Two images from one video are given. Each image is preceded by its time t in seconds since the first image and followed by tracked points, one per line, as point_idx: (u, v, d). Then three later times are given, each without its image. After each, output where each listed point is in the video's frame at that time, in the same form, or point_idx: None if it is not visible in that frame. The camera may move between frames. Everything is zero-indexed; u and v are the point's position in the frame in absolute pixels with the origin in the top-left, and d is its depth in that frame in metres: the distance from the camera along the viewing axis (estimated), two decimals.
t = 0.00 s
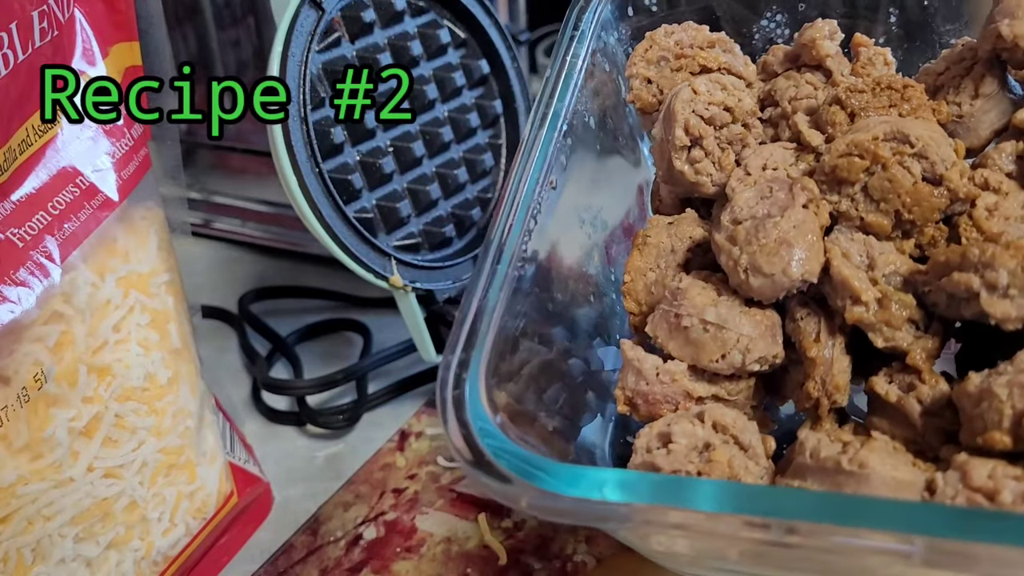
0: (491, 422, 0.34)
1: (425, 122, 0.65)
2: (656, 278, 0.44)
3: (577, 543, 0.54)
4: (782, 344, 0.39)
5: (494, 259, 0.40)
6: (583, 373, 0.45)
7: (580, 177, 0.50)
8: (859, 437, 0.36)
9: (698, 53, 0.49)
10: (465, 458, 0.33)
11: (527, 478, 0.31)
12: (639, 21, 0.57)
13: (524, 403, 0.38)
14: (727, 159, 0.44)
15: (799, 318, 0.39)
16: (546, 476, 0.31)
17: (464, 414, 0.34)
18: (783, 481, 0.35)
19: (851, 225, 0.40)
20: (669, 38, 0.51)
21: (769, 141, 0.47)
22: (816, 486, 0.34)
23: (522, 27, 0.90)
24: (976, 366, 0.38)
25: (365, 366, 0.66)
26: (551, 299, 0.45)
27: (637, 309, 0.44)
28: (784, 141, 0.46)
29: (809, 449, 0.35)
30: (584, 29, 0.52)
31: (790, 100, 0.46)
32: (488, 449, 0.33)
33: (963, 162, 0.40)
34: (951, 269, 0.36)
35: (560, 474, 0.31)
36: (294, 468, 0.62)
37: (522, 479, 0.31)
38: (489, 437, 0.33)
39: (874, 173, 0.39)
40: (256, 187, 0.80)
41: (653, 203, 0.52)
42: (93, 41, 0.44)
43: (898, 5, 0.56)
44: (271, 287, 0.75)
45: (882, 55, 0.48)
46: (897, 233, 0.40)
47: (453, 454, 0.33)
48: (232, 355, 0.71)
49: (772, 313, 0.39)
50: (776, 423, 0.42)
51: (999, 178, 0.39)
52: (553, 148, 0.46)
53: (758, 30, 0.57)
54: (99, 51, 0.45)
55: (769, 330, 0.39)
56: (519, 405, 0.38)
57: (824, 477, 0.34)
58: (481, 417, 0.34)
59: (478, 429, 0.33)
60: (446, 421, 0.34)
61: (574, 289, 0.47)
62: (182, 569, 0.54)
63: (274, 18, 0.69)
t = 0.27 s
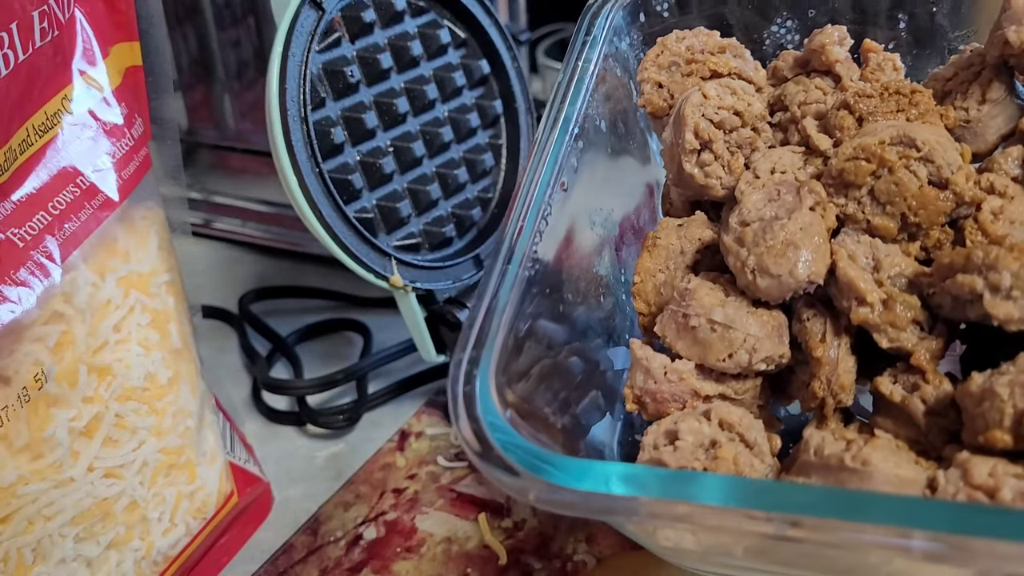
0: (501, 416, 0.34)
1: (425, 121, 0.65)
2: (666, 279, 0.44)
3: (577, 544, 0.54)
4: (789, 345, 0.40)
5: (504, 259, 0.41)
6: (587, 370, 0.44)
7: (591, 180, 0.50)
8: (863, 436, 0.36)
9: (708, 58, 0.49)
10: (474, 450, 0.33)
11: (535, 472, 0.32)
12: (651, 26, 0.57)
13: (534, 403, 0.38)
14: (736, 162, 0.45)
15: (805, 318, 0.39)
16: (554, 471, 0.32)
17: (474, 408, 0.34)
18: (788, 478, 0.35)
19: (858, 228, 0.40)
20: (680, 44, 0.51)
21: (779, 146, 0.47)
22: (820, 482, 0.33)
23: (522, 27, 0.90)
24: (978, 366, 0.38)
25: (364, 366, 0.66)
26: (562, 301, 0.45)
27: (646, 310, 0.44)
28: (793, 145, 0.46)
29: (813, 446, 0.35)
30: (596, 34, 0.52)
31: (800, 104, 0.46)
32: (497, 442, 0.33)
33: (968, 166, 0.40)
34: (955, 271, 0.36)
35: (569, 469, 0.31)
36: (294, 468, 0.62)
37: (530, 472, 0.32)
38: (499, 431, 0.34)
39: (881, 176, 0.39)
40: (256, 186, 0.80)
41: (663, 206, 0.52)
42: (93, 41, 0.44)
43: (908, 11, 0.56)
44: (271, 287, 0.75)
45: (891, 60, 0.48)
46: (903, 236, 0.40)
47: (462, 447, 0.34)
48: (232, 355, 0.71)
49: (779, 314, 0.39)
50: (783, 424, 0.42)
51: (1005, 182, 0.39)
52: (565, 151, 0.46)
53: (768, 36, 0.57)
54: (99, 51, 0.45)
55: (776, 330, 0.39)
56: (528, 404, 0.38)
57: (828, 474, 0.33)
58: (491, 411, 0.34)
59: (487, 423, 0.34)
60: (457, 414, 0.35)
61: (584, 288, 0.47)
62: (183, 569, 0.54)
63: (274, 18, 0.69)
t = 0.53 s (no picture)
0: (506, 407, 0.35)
1: (425, 122, 0.65)
2: (672, 272, 0.44)
3: (576, 543, 0.54)
4: (795, 339, 0.40)
5: (510, 252, 0.41)
6: (589, 369, 0.44)
7: (596, 174, 0.50)
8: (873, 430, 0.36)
9: (715, 53, 0.49)
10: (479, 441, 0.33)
11: (541, 463, 0.32)
12: (656, 21, 0.57)
13: (541, 397, 0.38)
14: (742, 156, 0.44)
15: (813, 312, 0.39)
16: (560, 463, 0.32)
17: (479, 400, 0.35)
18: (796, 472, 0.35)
19: (866, 221, 0.40)
20: (685, 37, 0.51)
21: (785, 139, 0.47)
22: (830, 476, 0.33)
23: (522, 27, 0.90)
24: (990, 359, 0.38)
25: (365, 366, 0.66)
26: (568, 296, 0.45)
27: (652, 304, 0.44)
28: (800, 138, 0.46)
29: (823, 440, 0.35)
30: (601, 28, 0.52)
31: (806, 98, 0.47)
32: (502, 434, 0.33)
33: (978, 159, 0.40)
34: (965, 263, 0.36)
35: (574, 462, 0.32)
36: (293, 468, 0.62)
37: (535, 464, 0.32)
38: (504, 423, 0.34)
39: (890, 169, 0.39)
40: (256, 187, 0.80)
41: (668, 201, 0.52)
42: (93, 41, 0.44)
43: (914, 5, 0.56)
44: (271, 287, 0.75)
45: (897, 54, 0.49)
46: (912, 229, 0.40)
47: (467, 438, 0.34)
48: (232, 355, 0.71)
49: (787, 307, 0.39)
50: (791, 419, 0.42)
51: (1014, 175, 0.39)
52: (571, 145, 0.46)
53: (774, 29, 0.57)
54: (99, 51, 0.45)
55: (783, 324, 0.39)
56: (534, 397, 0.38)
57: (838, 467, 0.33)
58: (496, 402, 0.34)
59: (492, 414, 0.34)
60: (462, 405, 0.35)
61: (589, 282, 0.47)
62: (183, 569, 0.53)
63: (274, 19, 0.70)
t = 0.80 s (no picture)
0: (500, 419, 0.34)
1: (425, 121, 0.65)
2: (666, 283, 0.44)
3: (576, 544, 0.54)
4: (792, 351, 0.40)
5: (506, 261, 0.40)
6: (587, 373, 0.44)
7: (592, 183, 0.50)
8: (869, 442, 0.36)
9: (711, 62, 0.49)
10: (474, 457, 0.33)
11: (537, 480, 0.31)
12: (652, 30, 0.57)
13: (536, 407, 0.38)
14: (738, 166, 0.45)
15: (809, 324, 0.39)
16: (557, 479, 0.31)
17: (473, 414, 0.34)
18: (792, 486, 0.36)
19: (862, 232, 0.40)
20: (682, 47, 0.51)
21: (781, 150, 0.47)
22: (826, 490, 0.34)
23: (522, 27, 0.90)
24: (985, 374, 0.38)
25: (365, 366, 0.66)
26: (564, 306, 0.45)
27: (648, 315, 0.44)
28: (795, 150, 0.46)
29: (818, 453, 0.35)
30: (597, 36, 0.52)
31: (801, 108, 0.47)
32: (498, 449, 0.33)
33: (974, 170, 0.40)
34: (962, 276, 0.36)
35: (570, 478, 0.31)
36: (293, 468, 0.62)
37: (532, 480, 0.31)
38: (499, 437, 0.33)
39: (885, 181, 0.39)
40: (256, 186, 0.80)
41: (664, 209, 0.52)
42: (93, 41, 0.44)
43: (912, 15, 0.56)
44: (271, 287, 0.75)
45: (893, 64, 0.49)
46: (908, 241, 0.40)
47: (461, 452, 0.33)
48: (232, 355, 0.71)
49: (782, 320, 0.39)
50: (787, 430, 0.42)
51: (1010, 187, 0.39)
52: (567, 154, 0.46)
53: (770, 39, 0.57)
54: (99, 51, 0.45)
55: (779, 336, 0.39)
56: (529, 408, 0.38)
57: (835, 482, 0.33)
58: (491, 416, 0.34)
59: (487, 429, 0.33)
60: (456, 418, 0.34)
61: (586, 291, 0.47)
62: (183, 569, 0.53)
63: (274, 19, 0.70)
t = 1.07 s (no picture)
0: (489, 423, 0.34)
1: (425, 121, 0.65)
2: (658, 283, 0.44)
3: (576, 544, 0.54)
4: (783, 351, 0.40)
5: (493, 264, 0.40)
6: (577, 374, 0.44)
7: (581, 182, 0.50)
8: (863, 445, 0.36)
9: (700, 57, 0.49)
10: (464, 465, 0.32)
11: (525, 487, 0.31)
12: (641, 25, 0.57)
13: (526, 407, 0.38)
14: (728, 164, 0.45)
15: (802, 324, 0.39)
16: (546, 485, 0.31)
17: (461, 421, 0.34)
18: (785, 488, 0.35)
19: (854, 230, 0.40)
20: (671, 42, 0.51)
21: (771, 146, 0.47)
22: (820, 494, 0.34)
23: (522, 27, 0.90)
24: (980, 374, 0.38)
25: (365, 366, 0.66)
26: (553, 306, 0.45)
27: (638, 314, 0.44)
28: (786, 146, 0.46)
29: (812, 456, 0.35)
30: (585, 34, 0.52)
31: (791, 104, 0.47)
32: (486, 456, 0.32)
33: (967, 167, 0.40)
34: (956, 274, 0.36)
35: (560, 484, 0.31)
36: (294, 468, 0.62)
37: (522, 487, 0.31)
38: (487, 443, 0.33)
39: (878, 177, 0.39)
40: (256, 186, 0.80)
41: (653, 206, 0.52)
42: (93, 41, 0.44)
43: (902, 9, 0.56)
44: (271, 287, 0.75)
45: (885, 60, 0.48)
46: (901, 238, 0.40)
47: (452, 460, 0.33)
48: (232, 355, 0.71)
49: (774, 319, 0.39)
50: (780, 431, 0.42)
51: (1004, 183, 0.39)
52: (555, 153, 0.46)
53: (761, 34, 0.57)
54: (99, 51, 0.45)
55: (771, 336, 0.39)
56: (520, 410, 0.38)
57: (829, 485, 0.34)
58: (479, 422, 0.34)
59: (475, 435, 0.33)
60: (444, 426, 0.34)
61: (575, 290, 0.47)
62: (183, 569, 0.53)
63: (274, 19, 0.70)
